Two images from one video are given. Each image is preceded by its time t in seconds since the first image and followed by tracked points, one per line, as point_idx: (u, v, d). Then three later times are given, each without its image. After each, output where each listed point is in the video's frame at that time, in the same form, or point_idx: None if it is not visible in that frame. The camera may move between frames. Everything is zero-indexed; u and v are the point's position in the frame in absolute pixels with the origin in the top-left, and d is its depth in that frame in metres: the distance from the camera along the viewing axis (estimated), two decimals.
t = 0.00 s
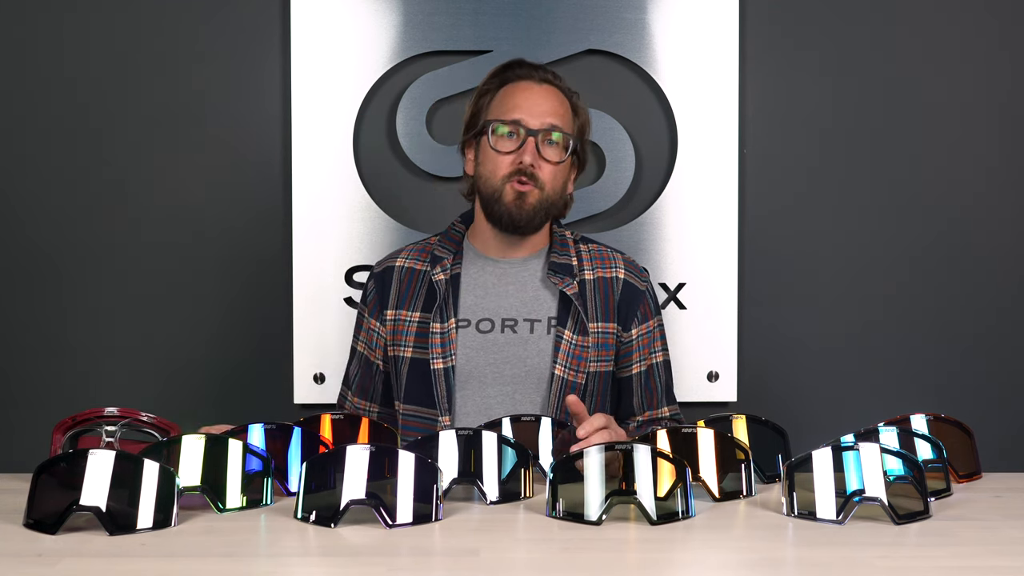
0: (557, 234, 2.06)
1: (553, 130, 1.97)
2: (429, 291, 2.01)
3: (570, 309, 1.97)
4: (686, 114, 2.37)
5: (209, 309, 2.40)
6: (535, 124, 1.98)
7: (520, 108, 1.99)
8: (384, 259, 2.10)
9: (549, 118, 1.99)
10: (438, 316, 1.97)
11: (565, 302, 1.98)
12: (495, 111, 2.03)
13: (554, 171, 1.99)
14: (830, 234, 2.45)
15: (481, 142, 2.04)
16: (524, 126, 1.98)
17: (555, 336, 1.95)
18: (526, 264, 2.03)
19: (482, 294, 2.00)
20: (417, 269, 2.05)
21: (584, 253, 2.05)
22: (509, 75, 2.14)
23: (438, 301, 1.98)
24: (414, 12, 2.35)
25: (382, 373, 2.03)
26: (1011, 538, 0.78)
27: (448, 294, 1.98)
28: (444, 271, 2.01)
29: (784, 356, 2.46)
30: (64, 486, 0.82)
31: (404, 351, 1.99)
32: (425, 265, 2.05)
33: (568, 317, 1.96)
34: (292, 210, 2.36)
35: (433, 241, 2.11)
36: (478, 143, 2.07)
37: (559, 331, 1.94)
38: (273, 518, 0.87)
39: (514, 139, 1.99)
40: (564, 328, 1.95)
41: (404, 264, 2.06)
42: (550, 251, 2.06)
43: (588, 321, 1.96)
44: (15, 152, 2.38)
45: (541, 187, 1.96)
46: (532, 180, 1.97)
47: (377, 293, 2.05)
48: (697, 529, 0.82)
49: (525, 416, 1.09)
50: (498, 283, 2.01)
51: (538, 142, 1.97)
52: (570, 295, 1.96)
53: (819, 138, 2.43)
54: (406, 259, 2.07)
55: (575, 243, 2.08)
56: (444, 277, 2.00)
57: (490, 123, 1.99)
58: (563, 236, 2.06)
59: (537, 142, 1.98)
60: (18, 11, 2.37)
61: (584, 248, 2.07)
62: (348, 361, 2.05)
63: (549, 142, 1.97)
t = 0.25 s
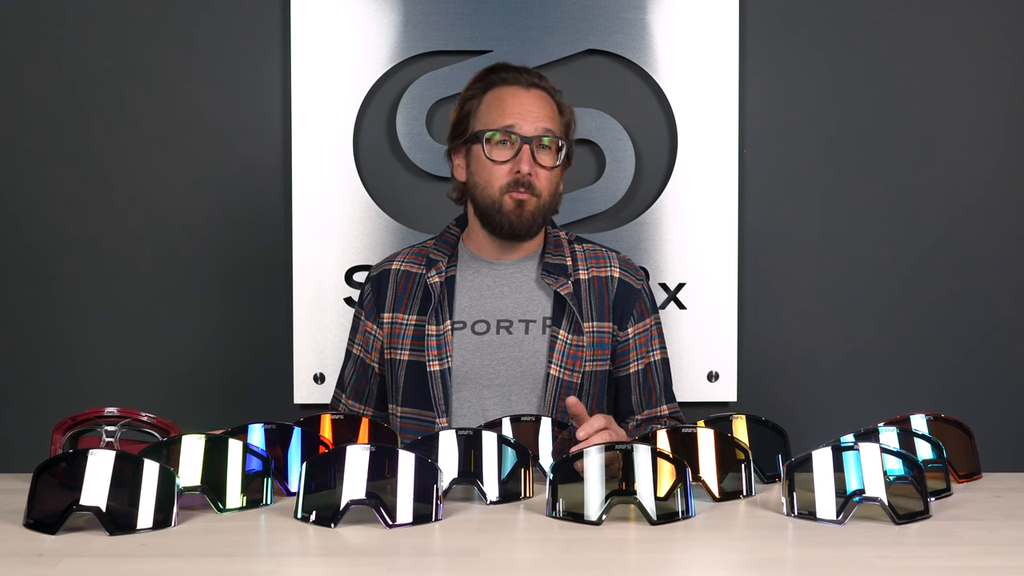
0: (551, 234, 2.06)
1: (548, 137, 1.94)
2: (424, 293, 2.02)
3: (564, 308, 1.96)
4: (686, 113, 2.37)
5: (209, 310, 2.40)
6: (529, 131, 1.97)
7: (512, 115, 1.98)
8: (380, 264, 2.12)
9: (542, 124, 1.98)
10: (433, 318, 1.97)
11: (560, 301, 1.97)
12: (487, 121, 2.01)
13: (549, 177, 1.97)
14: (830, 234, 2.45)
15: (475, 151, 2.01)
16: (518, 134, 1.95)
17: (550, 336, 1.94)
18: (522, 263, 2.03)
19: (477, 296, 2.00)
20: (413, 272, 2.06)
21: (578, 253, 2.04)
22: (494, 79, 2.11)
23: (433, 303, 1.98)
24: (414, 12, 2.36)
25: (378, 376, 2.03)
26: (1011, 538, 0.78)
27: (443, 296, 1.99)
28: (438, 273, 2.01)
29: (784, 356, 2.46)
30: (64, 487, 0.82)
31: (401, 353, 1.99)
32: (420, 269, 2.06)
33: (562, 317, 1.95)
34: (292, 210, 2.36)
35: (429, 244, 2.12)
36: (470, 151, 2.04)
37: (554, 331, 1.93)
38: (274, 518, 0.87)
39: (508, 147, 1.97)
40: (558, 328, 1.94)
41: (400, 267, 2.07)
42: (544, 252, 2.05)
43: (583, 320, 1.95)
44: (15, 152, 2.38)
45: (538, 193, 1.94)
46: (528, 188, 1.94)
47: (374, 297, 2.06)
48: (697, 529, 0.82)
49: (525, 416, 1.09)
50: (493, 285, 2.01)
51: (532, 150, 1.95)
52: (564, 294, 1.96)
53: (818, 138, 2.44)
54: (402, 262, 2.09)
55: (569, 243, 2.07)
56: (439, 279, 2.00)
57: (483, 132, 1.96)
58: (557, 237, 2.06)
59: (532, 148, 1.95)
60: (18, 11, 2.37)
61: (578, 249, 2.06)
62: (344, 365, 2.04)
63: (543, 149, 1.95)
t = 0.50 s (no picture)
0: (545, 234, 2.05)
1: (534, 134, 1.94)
2: (419, 293, 2.01)
3: (559, 308, 1.96)
4: (686, 113, 2.37)
5: (209, 310, 2.40)
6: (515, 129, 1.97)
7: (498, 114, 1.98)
8: (374, 265, 2.11)
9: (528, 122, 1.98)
10: (428, 318, 1.96)
11: (554, 301, 1.98)
12: (473, 120, 2.01)
13: (537, 174, 1.97)
14: (830, 233, 2.45)
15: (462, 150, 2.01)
16: (505, 133, 1.96)
17: (545, 336, 1.95)
18: (516, 262, 2.03)
19: (471, 296, 2.00)
20: (407, 272, 2.06)
21: (572, 253, 2.04)
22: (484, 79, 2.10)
23: (428, 304, 1.98)
24: (415, 12, 2.36)
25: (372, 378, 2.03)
26: (1011, 538, 0.78)
27: (437, 296, 1.98)
28: (432, 274, 2.00)
29: (784, 356, 2.46)
30: (64, 486, 0.82)
31: (396, 355, 1.98)
32: (414, 269, 2.06)
33: (557, 316, 1.96)
34: (292, 210, 2.36)
35: (422, 245, 2.11)
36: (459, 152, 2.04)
37: (548, 331, 1.94)
38: (274, 518, 0.87)
39: (495, 146, 1.97)
40: (553, 327, 1.95)
41: (394, 268, 2.07)
42: (538, 253, 2.04)
43: (577, 320, 1.96)
44: (15, 152, 2.38)
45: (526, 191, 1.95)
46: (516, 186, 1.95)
47: (368, 298, 2.06)
48: (697, 529, 0.82)
49: (525, 416, 1.09)
50: (487, 284, 2.01)
51: (519, 148, 1.95)
52: (559, 294, 1.96)
53: (818, 138, 2.44)
54: (396, 263, 2.08)
55: (563, 243, 2.07)
56: (433, 279, 1.99)
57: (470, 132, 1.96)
58: (551, 237, 2.05)
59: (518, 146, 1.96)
60: (17, 11, 2.37)
61: (572, 249, 2.06)
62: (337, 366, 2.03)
63: (530, 147, 1.95)
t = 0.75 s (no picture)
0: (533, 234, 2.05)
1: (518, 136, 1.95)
2: (409, 293, 2.00)
3: (548, 308, 1.97)
4: (686, 113, 2.37)
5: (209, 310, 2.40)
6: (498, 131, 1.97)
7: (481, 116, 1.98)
8: (362, 263, 2.10)
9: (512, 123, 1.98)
10: (418, 318, 1.96)
11: (543, 301, 1.98)
12: (456, 124, 2.01)
13: (523, 174, 1.98)
14: (829, 233, 2.45)
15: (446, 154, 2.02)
16: (489, 135, 1.96)
17: (535, 336, 1.95)
18: (503, 263, 2.03)
19: (461, 296, 1.99)
20: (396, 272, 2.04)
21: (560, 252, 2.04)
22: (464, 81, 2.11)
23: (418, 303, 1.97)
24: (415, 12, 2.36)
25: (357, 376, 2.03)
26: (1011, 538, 0.78)
27: (427, 296, 1.98)
28: (422, 274, 2.00)
29: (784, 356, 2.46)
30: (64, 486, 0.82)
31: (385, 354, 1.98)
32: (403, 269, 2.04)
33: (547, 316, 1.96)
34: (292, 210, 2.36)
35: (411, 245, 2.10)
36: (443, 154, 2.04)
37: (538, 331, 1.94)
38: (274, 518, 0.87)
39: (480, 148, 1.97)
40: (543, 327, 1.95)
41: (382, 267, 2.05)
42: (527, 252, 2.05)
43: (567, 319, 1.96)
44: (15, 153, 2.38)
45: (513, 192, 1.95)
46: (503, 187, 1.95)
47: (355, 296, 2.05)
48: (697, 529, 0.82)
49: (525, 416, 1.09)
50: (477, 284, 2.00)
51: (504, 150, 1.96)
52: (548, 294, 1.96)
53: (818, 138, 2.43)
54: (385, 262, 2.07)
55: (551, 243, 2.07)
56: (423, 280, 1.99)
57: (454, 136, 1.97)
58: (539, 236, 2.05)
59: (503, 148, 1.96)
60: (18, 12, 2.37)
61: (560, 248, 2.06)
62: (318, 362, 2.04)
63: (514, 148, 1.96)
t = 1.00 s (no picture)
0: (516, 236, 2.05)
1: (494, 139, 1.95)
2: (394, 293, 1.99)
3: (532, 310, 1.98)
4: (686, 113, 2.37)
5: (210, 309, 2.40)
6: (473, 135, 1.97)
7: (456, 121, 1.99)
8: (345, 261, 2.07)
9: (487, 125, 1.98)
10: (404, 319, 1.96)
11: (528, 303, 1.99)
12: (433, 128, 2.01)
13: (500, 177, 1.99)
14: (829, 233, 2.45)
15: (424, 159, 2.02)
16: (465, 139, 1.96)
17: (520, 338, 1.97)
18: (487, 264, 2.03)
19: (446, 297, 2.00)
20: (380, 272, 2.02)
21: (544, 254, 2.05)
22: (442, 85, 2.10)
23: (404, 304, 1.97)
24: (415, 12, 2.36)
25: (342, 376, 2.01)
26: (1011, 538, 0.78)
27: (413, 297, 1.97)
28: (407, 274, 1.98)
29: (784, 356, 2.46)
30: (64, 486, 0.82)
31: (369, 354, 1.96)
32: (387, 269, 2.02)
33: (531, 318, 1.97)
34: (292, 210, 2.36)
35: (395, 244, 2.08)
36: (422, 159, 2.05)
37: (523, 333, 1.96)
38: (274, 518, 0.87)
39: (456, 152, 1.97)
40: (528, 329, 1.97)
41: (366, 267, 2.03)
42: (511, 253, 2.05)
43: (551, 322, 1.97)
44: (15, 153, 2.38)
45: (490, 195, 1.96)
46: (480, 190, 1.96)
47: (338, 295, 2.02)
48: (697, 529, 0.82)
49: (525, 416, 1.09)
50: (462, 286, 2.01)
51: (480, 153, 1.96)
52: (533, 297, 1.97)
53: (818, 138, 2.43)
54: (369, 261, 2.05)
55: (535, 245, 2.07)
56: (409, 280, 1.97)
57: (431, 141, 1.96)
58: (522, 238, 2.05)
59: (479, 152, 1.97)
60: (17, 13, 2.37)
61: (543, 250, 2.06)
62: (303, 362, 2.02)
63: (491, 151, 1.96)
